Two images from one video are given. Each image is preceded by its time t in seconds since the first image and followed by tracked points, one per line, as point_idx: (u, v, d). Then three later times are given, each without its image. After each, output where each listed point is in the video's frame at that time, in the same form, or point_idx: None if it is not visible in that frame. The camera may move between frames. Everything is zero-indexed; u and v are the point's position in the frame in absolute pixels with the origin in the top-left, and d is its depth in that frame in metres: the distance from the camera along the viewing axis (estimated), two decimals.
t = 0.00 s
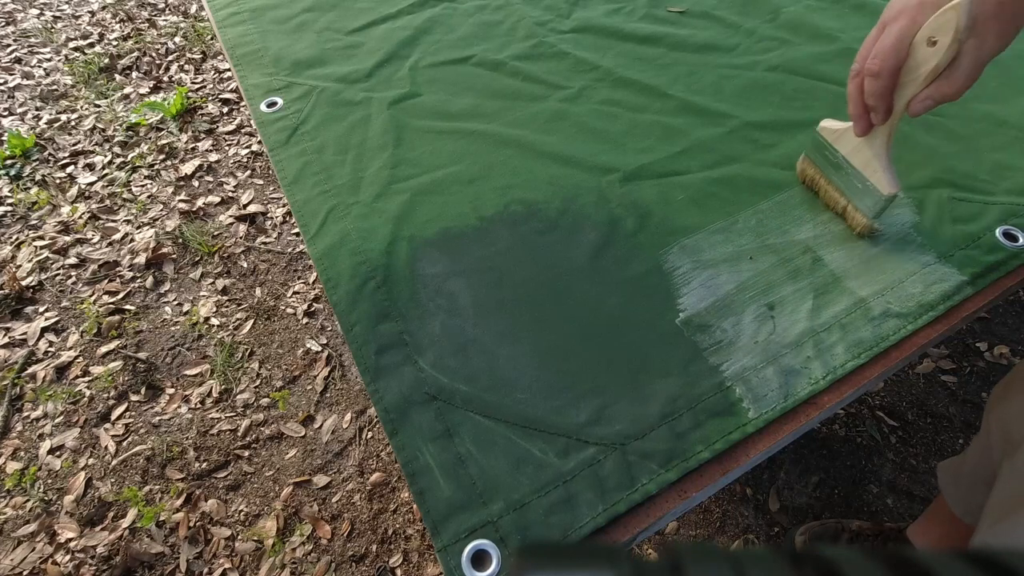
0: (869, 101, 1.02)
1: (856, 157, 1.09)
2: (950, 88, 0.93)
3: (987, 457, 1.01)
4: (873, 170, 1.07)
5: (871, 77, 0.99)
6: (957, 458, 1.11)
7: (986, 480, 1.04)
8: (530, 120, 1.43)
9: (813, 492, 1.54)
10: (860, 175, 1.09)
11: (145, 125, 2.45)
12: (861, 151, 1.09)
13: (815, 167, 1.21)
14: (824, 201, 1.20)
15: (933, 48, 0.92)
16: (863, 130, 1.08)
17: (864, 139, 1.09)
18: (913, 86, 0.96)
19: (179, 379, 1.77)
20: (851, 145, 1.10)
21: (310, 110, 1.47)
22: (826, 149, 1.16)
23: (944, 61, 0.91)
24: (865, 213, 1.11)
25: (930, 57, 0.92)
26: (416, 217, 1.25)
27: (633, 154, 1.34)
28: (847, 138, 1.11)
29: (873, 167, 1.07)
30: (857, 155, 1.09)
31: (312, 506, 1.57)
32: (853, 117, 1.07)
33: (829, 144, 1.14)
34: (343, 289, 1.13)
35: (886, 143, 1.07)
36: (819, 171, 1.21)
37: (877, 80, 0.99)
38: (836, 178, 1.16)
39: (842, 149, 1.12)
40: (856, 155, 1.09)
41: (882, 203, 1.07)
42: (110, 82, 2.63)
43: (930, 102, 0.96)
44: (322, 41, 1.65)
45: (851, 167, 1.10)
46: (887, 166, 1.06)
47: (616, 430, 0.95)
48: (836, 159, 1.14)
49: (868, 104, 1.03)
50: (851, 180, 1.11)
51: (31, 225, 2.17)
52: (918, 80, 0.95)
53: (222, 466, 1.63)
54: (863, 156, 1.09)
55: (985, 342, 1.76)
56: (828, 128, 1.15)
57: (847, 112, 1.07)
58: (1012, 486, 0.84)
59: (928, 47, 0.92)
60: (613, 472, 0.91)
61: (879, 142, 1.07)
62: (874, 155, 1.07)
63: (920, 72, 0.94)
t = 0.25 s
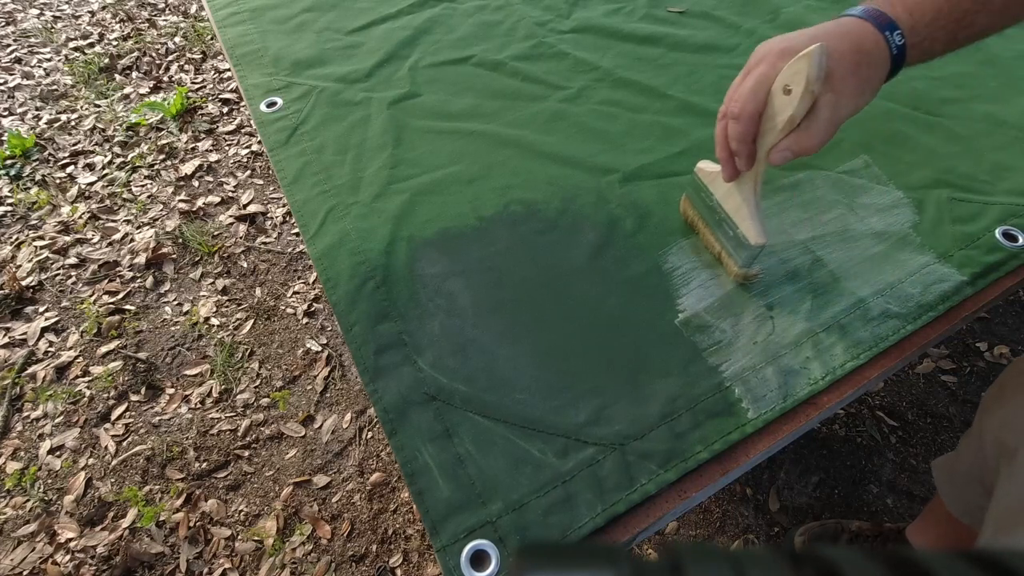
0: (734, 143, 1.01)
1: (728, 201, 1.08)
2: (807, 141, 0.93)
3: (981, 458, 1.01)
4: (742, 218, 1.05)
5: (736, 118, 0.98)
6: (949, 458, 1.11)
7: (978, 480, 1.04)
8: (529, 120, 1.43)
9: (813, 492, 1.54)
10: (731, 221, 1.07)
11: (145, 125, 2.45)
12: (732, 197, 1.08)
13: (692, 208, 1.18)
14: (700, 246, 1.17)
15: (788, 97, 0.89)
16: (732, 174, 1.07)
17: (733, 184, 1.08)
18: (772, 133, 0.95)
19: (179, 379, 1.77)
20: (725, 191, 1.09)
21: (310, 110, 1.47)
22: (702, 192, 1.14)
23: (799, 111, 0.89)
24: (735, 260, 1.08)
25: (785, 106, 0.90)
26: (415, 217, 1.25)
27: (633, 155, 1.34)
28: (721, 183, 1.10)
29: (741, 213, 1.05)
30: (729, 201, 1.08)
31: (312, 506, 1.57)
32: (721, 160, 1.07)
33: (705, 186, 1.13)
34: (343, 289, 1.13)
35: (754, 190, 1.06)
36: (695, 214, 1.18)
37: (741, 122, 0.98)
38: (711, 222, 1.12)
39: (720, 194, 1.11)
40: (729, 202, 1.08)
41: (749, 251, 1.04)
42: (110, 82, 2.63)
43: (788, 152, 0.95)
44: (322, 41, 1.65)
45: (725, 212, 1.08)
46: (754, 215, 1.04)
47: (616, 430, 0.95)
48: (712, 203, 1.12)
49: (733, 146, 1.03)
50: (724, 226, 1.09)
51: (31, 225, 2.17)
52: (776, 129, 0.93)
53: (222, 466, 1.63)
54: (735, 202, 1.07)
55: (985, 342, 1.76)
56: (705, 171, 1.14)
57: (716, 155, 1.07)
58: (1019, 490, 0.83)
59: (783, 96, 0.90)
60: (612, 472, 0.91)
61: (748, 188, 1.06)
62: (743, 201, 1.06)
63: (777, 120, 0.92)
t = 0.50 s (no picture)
0: (671, 136, 0.96)
1: (656, 204, 1.02)
2: (746, 138, 0.90)
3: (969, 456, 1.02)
4: (670, 221, 0.99)
5: (676, 110, 0.94)
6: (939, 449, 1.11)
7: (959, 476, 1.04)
8: (529, 120, 1.43)
9: (813, 492, 1.54)
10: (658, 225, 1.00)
11: (145, 125, 2.45)
12: (661, 199, 1.01)
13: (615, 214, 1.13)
14: (622, 254, 1.12)
15: (734, 90, 0.86)
16: (664, 173, 1.01)
17: (665, 184, 1.02)
18: (714, 127, 0.90)
19: (179, 379, 1.77)
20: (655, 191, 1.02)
21: (310, 110, 1.47)
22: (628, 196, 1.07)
23: (745, 104, 0.86)
24: (656, 267, 1.04)
25: (730, 99, 0.87)
26: (415, 217, 1.25)
27: (633, 155, 1.34)
28: (651, 184, 1.04)
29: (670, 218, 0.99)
30: (657, 204, 1.02)
31: (312, 506, 1.57)
32: (656, 155, 1.01)
33: (632, 189, 1.06)
34: (342, 289, 1.13)
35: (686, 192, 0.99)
36: (618, 219, 1.13)
37: (681, 114, 0.93)
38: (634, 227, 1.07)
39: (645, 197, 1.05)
40: (658, 203, 1.01)
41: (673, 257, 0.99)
42: (110, 82, 2.63)
43: (727, 149, 0.91)
44: (322, 41, 1.65)
45: (651, 216, 1.02)
46: (684, 217, 0.99)
47: (615, 430, 0.95)
48: (636, 207, 1.06)
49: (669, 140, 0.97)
50: (648, 230, 1.03)
51: (31, 225, 2.17)
52: (719, 123, 0.89)
53: (222, 466, 1.63)
54: (664, 203, 1.01)
55: (985, 342, 1.76)
56: (634, 172, 1.06)
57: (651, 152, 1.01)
58: None
59: (730, 88, 0.87)
60: (612, 472, 0.91)
61: (680, 187, 1.00)
62: (674, 202, 0.99)
63: (721, 113, 0.89)
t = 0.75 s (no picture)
0: (765, 111, 1.03)
1: (742, 172, 1.08)
2: (838, 110, 0.96)
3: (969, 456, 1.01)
4: (754, 187, 1.06)
5: (771, 87, 1.01)
6: (936, 446, 1.11)
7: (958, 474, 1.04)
8: (529, 120, 1.44)
9: (813, 492, 1.54)
10: (742, 191, 1.07)
11: (145, 125, 2.45)
12: (745, 168, 1.08)
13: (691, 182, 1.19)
14: (693, 221, 1.18)
15: (833, 68, 0.94)
16: (755, 144, 1.08)
17: (751, 155, 1.09)
18: (810, 101, 0.98)
19: (179, 379, 1.77)
20: (738, 161, 1.09)
21: (310, 110, 1.47)
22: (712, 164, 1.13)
23: (842, 80, 0.94)
24: (737, 232, 1.09)
25: (828, 76, 0.95)
26: (416, 217, 1.25)
27: (633, 155, 1.34)
28: (735, 155, 1.10)
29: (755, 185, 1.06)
30: (741, 172, 1.09)
31: (312, 506, 1.57)
32: (746, 129, 1.07)
33: (716, 159, 1.12)
34: (343, 289, 1.13)
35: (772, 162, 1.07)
36: (696, 188, 1.18)
37: (776, 90, 1.00)
38: (711, 193, 1.13)
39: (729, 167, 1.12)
40: (742, 171, 1.09)
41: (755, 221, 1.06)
42: (110, 82, 2.62)
43: (821, 122, 0.98)
44: (322, 41, 1.65)
45: (734, 183, 1.09)
46: (768, 185, 1.06)
47: (616, 430, 0.95)
48: (717, 175, 1.12)
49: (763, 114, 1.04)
50: (728, 197, 1.10)
51: (31, 225, 2.17)
52: (817, 97, 0.97)
53: (222, 466, 1.63)
54: (748, 172, 1.08)
55: (985, 342, 1.76)
56: (717, 144, 1.13)
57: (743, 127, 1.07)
58: None
59: (828, 66, 0.95)
60: (613, 472, 0.91)
61: (766, 158, 1.07)
62: (759, 171, 1.07)
63: (818, 89, 0.96)
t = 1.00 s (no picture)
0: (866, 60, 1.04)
1: (847, 117, 1.12)
2: (943, 48, 0.97)
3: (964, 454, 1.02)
4: (861, 132, 1.10)
5: (867, 37, 1.01)
6: (937, 441, 1.12)
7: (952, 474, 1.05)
8: (529, 120, 1.44)
9: (813, 492, 1.54)
10: (848, 137, 1.12)
11: (145, 125, 2.45)
12: (853, 113, 1.12)
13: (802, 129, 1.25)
14: (806, 164, 1.25)
15: (932, 9, 0.95)
16: (857, 90, 1.11)
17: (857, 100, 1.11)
18: (909, 46, 0.99)
19: (179, 379, 1.77)
20: (844, 106, 1.13)
21: (311, 110, 1.47)
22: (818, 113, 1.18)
23: (942, 20, 0.95)
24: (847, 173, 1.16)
25: (928, 17, 0.96)
26: (416, 217, 1.25)
27: (633, 154, 1.34)
28: (841, 100, 1.14)
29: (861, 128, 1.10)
30: (847, 117, 1.12)
31: (312, 506, 1.57)
32: (849, 77, 1.10)
33: (823, 107, 1.17)
34: (344, 289, 1.13)
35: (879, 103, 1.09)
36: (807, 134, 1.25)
37: (874, 39, 1.01)
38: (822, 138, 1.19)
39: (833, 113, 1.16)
40: (849, 115, 1.12)
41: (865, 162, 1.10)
42: (110, 82, 2.62)
43: (923, 63, 0.99)
44: (322, 42, 1.65)
45: (841, 129, 1.13)
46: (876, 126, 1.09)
47: (616, 430, 0.95)
48: (825, 122, 1.17)
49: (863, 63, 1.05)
50: (836, 142, 1.15)
51: (31, 225, 2.17)
52: (916, 39, 0.98)
53: (222, 466, 1.63)
54: (855, 116, 1.11)
55: (985, 342, 1.76)
56: (822, 93, 1.17)
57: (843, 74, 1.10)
58: None
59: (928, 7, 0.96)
60: (613, 472, 0.91)
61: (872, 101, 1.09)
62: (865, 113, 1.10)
63: (917, 31, 0.97)
